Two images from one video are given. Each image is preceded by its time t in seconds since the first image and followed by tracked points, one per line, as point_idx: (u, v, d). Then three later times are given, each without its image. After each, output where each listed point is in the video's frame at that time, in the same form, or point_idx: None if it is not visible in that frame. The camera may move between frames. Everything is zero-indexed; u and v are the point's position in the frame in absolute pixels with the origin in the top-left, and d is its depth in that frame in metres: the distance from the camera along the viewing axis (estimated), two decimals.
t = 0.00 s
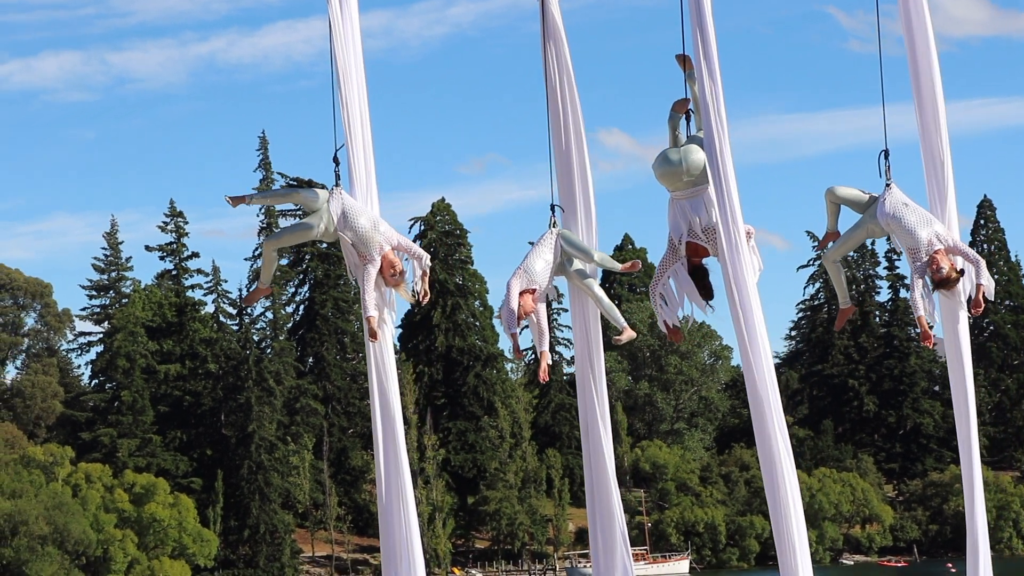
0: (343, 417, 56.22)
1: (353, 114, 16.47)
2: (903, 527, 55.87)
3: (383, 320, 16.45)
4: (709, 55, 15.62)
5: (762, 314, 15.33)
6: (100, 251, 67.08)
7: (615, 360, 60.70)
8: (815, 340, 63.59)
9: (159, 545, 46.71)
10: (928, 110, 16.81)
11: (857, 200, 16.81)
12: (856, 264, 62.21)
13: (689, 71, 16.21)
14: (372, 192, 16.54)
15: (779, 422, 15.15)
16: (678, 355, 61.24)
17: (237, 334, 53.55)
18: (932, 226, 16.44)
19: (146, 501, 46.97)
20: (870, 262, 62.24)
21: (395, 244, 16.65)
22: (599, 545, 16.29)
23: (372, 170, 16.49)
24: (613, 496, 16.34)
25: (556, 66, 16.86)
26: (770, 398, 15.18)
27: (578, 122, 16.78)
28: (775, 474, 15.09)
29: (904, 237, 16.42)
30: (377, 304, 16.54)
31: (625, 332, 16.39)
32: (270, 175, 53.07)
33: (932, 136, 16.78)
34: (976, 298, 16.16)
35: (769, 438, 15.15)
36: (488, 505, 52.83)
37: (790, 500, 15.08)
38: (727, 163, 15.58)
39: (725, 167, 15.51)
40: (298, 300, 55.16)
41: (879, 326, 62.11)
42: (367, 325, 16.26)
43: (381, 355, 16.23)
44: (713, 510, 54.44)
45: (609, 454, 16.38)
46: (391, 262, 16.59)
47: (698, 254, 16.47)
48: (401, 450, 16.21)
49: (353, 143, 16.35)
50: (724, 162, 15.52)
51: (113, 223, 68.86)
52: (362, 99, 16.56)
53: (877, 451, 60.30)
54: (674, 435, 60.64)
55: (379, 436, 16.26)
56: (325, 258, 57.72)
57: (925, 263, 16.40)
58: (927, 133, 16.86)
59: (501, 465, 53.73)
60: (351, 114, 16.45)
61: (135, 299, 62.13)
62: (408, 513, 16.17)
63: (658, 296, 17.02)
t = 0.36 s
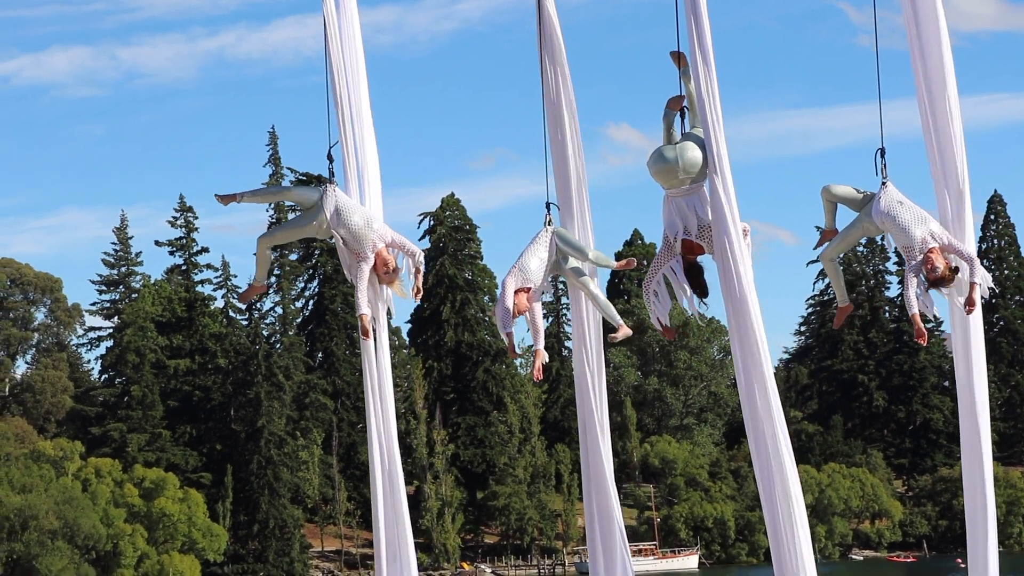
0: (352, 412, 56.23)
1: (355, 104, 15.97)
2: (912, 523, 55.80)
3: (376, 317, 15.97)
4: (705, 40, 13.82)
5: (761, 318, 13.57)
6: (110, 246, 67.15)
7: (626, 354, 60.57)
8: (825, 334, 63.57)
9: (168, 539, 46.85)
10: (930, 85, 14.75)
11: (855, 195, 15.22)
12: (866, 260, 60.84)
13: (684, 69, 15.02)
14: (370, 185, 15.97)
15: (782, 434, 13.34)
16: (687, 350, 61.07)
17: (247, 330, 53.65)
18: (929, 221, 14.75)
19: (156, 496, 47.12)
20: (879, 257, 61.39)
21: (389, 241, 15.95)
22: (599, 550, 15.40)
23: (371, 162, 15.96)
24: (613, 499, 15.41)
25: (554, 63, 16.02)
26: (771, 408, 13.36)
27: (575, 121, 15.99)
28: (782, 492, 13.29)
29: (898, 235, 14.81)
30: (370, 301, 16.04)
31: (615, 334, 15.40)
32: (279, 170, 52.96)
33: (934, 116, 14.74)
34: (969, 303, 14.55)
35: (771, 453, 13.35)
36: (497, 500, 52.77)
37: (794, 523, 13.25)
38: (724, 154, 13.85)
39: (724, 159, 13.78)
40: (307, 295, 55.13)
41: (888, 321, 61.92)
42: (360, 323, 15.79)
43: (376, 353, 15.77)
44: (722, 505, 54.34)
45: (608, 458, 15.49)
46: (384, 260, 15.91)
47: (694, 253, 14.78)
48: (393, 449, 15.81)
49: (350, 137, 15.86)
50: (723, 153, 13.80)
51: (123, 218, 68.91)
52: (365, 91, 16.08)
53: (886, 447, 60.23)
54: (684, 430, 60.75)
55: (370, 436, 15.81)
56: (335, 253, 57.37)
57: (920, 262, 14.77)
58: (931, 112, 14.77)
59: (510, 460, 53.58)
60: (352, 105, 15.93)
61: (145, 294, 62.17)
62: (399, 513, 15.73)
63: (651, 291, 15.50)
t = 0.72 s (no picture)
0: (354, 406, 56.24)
1: (345, 102, 15.71)
2: (914, 518, 55.78)
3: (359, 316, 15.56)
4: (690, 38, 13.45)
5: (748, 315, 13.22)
6: (112, 240, 67.17)
7: (629, 350, 60.51)
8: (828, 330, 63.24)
9: (170, 533, 46.87)
10: (921, 81, 14.23)
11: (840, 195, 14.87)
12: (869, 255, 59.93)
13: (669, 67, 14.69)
14: (354, 183, 15.68)
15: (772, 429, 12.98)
16: (689, 345, 61.04)
17: (250, 324, 53.73)
18: (909, 221, 14.41)
19: (158, 490, 47.13)
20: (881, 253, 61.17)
21: (371, 238, 15.62)
22: (587, 550, 15.23)
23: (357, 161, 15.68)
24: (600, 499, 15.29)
25: (542, 65, 15.85)
26: (759, 404, 13.01)
27: (561, 123, 15.85)
28: (774, 488, 12.89)
29: (882, 236, 14.49)
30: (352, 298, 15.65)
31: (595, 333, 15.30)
32: (282, 164, 52.91)
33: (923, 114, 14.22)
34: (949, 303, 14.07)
35: (761, 450, 12.96)
36: (499, 495, 52.85)
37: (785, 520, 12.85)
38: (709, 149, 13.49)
39: (710, 154, 13.42)
40: (310, 289, 55.05)
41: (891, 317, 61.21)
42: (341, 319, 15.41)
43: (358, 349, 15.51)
44: (724, 500, 54.32)
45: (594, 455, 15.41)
46: (367, 257, 15.59)
47: (679, 250, 14.55)
48: (376, 448, 15.49)
49: (334, 134, 15.59)
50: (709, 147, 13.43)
51: (125, 212, 68.92)
52: (354, 90, 15.81)
53: (889, 443, 60.29)
54: (685, 426, 60.72)
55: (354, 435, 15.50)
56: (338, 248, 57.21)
57: (903, 263, 14.44)
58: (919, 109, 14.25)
59: (512, 455, 53.71)
60: (340, 101, 15.68)
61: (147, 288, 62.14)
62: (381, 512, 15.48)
63: (634, 289, 15.29)
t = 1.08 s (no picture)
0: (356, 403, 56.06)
1: (332, 89, 14.65)
2: (915, 514, 55.94)
3: (345, 314, 14.62)
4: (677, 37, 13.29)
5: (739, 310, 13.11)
6: (114, 236, 67.20)
7: (631, 345, 60.69)
8: (829, 325, 62.74)
9: (172, 529, 47.04)
10: (915, 80, 13.57)
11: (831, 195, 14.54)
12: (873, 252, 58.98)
13: (656, 63, 14.48)
14: (341, 175, 14.67)
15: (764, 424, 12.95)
16: (692, 341, 61.31)
17: (252, 321, 53.75)
18: (895, 221, 13.98)
19: (159, 486, 47.03)
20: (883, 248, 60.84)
21: (359, 236, 14.76)
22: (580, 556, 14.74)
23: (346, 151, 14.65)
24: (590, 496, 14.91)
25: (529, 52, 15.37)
26: (751, 398, 12.96)
27: (551, 112, 15.37)
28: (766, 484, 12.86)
29: (868, 236, 14.09)
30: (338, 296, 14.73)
31: (589, 329, 14.65)
32: (284, 161, 52.79)
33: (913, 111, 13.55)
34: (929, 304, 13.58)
35: (753, 444, 12.94)
36: (501, 490, 52.99)
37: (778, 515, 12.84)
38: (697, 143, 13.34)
39: (697, 150, 13.28)
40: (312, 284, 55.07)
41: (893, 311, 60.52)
42: (327, 318, 14.52)
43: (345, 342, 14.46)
44: (726, 496, 54.26)
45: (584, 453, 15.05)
46: (354, 255, 14.74)
47: (667, 247, 14.33)
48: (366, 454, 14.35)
49: (322, 122, 14.47)
50: (696, 142, 13.29)
51: (128, 208, 68.94)
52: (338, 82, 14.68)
53: (890, 438, 60.48)
54: (687, 421, 60.23)
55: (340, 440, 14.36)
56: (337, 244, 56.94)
57: (889, 262, 14.06)
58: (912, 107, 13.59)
59: (514, 451, 53.67)
60: (328, 88, 14.61)
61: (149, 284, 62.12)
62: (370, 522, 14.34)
63: (623, 287, 15.14)
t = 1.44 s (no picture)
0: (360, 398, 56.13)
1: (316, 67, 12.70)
2: (919, 510, 55.87)
3: (332, 316, 12.59)
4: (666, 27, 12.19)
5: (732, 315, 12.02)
6: (118, 232, 67.17)
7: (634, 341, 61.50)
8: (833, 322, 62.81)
9: (175, 525, 47.04)
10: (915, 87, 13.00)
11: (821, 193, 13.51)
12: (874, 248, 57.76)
13: (644, 62, 13.63)
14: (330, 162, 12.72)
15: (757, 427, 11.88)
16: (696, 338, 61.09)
17: (255, 316, 53.64)
18: (884, 220, 13.03)
19: (163, 482, 47.18)
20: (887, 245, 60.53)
21: (347, 232, 12.77)
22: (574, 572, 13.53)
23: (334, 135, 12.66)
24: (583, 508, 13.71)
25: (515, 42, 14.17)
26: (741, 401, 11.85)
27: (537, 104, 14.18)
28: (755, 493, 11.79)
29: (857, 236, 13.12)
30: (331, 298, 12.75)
31: (586, 331, 13.14)
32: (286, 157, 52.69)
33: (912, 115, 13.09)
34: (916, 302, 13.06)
35: (740, 451, 11.84)
36: (505, 486, 52.82)
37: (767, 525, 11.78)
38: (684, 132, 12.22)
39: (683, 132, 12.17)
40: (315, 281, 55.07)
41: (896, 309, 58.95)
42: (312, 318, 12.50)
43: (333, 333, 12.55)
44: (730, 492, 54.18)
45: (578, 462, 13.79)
46: (341, 252, 12.75)
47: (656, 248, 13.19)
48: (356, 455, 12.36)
49: (304, 104, 12.56)
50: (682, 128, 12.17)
51: (131, 204, 68.91)
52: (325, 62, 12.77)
53: (894, 435, 60.22)
54: (690, 418, 59.87)
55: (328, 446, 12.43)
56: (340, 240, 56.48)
57: (875, 262, 13.16)
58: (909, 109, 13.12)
59: (518, 447, 53.90)
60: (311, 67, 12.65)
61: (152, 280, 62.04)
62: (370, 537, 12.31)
63: (613, 287, 13.53)
